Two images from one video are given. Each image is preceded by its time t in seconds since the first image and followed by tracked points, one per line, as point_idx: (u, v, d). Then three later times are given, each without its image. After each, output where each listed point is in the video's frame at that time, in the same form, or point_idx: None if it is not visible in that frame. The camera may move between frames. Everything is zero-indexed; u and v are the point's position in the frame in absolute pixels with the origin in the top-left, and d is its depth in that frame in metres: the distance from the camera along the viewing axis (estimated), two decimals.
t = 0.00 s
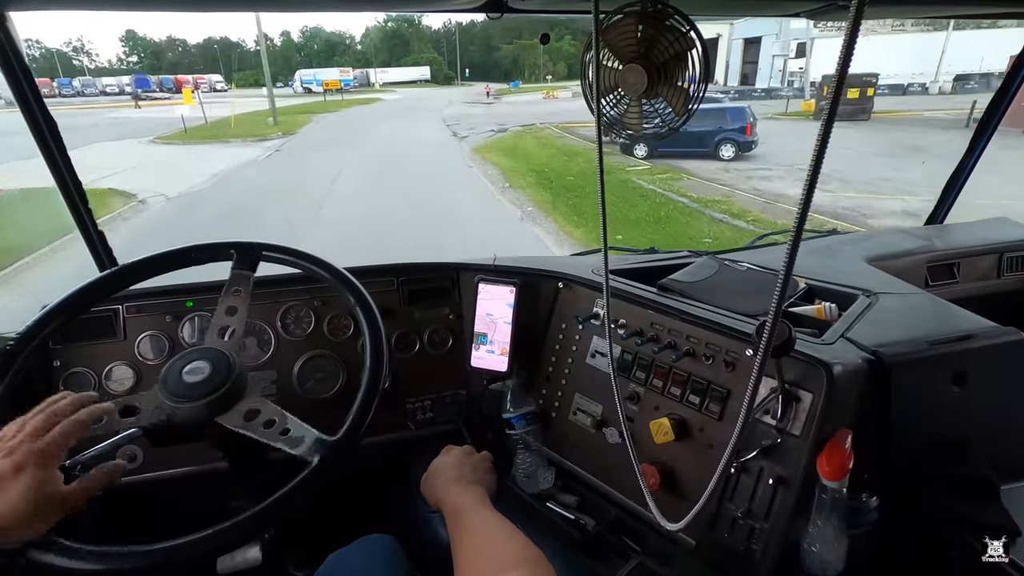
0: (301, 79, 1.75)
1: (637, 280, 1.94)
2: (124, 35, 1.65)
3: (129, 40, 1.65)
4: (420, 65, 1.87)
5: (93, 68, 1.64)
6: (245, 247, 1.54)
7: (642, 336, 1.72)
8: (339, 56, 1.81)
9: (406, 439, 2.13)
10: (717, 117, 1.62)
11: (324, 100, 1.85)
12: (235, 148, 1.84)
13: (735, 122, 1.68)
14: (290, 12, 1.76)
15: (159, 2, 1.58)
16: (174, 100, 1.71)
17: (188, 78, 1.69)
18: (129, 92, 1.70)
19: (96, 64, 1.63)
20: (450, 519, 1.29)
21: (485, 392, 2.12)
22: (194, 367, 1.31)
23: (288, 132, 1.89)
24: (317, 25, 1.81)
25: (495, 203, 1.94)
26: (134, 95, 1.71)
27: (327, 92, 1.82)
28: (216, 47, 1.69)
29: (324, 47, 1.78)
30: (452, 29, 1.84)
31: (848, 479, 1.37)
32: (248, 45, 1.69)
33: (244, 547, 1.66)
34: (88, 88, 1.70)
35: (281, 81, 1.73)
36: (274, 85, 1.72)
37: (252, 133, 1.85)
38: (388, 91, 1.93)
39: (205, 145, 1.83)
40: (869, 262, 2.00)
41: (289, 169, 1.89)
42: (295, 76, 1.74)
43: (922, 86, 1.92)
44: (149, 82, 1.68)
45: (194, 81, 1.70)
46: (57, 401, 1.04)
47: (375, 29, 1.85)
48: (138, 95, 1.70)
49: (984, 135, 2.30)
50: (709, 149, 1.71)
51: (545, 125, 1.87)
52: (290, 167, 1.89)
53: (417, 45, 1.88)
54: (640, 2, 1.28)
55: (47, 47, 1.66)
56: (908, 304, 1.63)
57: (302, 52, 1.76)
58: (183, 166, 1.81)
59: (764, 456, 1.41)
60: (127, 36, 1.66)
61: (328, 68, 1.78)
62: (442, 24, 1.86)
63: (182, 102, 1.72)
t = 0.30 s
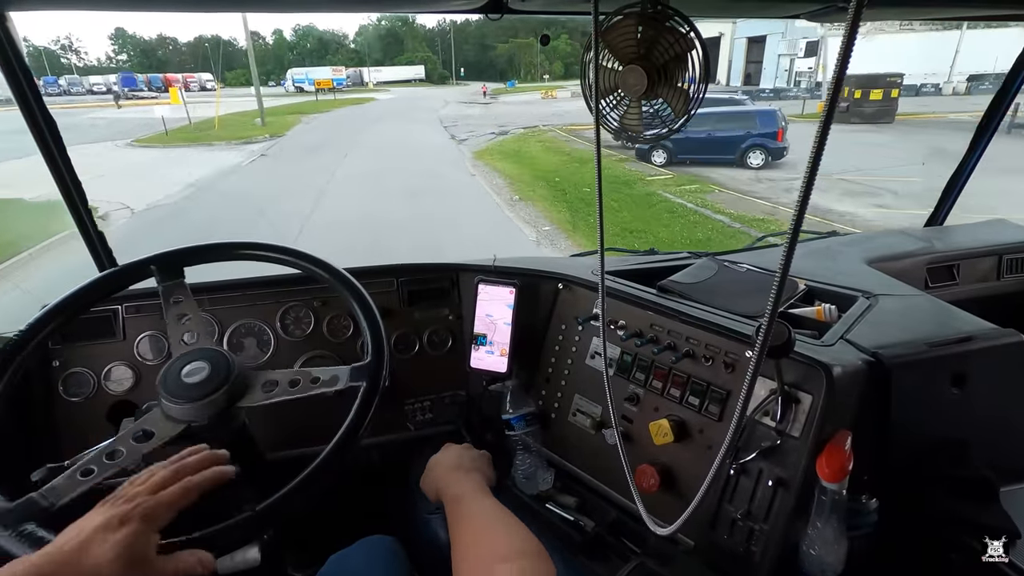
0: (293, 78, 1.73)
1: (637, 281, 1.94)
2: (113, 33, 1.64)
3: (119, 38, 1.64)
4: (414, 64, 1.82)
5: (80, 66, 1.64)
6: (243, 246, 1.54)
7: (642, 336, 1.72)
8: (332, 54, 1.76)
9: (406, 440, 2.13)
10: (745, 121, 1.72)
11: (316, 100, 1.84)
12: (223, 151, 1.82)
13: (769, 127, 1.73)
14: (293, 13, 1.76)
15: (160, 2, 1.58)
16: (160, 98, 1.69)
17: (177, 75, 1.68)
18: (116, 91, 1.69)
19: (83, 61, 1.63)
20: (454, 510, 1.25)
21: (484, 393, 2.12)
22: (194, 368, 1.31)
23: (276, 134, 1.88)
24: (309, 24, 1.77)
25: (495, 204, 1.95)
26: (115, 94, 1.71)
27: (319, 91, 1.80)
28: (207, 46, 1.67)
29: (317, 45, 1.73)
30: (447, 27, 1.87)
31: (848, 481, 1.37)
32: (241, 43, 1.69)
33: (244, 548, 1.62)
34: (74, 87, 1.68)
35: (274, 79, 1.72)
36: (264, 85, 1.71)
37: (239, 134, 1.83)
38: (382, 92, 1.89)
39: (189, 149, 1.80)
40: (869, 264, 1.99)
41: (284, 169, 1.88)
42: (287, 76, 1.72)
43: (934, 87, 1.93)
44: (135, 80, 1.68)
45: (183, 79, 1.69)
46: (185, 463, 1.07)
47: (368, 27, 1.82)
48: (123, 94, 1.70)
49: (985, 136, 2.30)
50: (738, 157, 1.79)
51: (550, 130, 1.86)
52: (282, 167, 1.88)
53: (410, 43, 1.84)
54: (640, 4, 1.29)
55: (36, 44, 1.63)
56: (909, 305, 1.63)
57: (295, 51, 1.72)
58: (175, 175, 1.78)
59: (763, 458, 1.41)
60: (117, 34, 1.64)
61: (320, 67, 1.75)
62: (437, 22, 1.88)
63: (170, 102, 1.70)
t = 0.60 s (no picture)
0: (287, 76, 1.70)
1: (637, 280, 1.94)
2: (106, 31, 1.64)
3: (112, 36, 1.64)
4: (411, 63, 1.77)
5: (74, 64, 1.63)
6: (243, 245, 1.54)
7: (642, 335, 1.72)
8: (329, 52, 1.72)
9: (406, 439, 2.14)
10: (779, 127, 1.65)
11: (311, 100, 1.77)
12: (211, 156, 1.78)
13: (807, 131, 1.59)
14: (293, 12, 1.76)
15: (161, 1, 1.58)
16: (150, 97, 1.67)
17: (170, 74, 1.67)
18: (105, 91, 1.66)
19: (77, 60, 1.63)
20: (466, 498, 1.24)
21: (485, 392, 2.12)
22: (194, 367, 1.31)
23: (267, 135, 1.82)
24: (304, 23, 1.74)
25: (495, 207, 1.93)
26: (99, 94, 1.67)
27: (314, 91, 1.75)
28: (203, 44, 1.70)
29: (312, 44, 1.72)
30: (444, 26, 1.84)
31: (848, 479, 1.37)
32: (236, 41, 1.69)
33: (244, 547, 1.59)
34: (63, 86, 1.68)
35: (270, 78, 1.69)
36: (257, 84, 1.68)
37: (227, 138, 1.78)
38: (378, 91, 1.81)
39: (173, 154, 1.74)
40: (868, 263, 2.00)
41: (278, 172, 1.85)
42: (282, 74, 1.69)
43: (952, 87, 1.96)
44: (125, 79, 1.65)
45: (176, 78, 1.68)
46: (297, 488, 1.09)
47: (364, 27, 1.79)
48: (112, 94, 1.66)
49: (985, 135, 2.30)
50: (776, 166, 1.70)
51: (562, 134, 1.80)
52: (276, 169, 1.84)
53: (408, 42, 1.81)
54: (640, 2, 1.28)
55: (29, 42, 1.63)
56: (909, 304, 1.63)
57: (291, 50, 1.70)
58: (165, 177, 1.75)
59: (763, 456, 1.41)
60: (110, 32, 1.64)
61: (316, 66, 1.71)
62: (433, 20, 1.86)
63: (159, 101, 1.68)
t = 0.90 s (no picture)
0: (285, 75, 1.69)
1: (636, 281, 1.94)
2: (102, 29, 1.62)
3: (108, 34, 1.62)
4: (409, 62, 1.80)
5: (70, 64, 1.60)
6: (241, 245, 1.53)
7: (641, 336, 1.72)
8: (326, 51, 1.71)
9: (406, 439, 2.13)
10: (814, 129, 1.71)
11: (307, 100, 1.76)
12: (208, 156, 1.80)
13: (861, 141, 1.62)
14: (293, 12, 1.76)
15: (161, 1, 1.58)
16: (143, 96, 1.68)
17: (165, 74, 1.66)
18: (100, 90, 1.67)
19: (73, 59, 1.60)
20: (456, 490, 1.23)
21: (484, 393, 2.12)
22: (194, 367, 1.31)
23: (259, 138, 1.84)
24: (302, 21, 1.71)
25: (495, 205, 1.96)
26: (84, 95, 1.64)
27: (311, 90, 1.74)
28: (198, 42, 1.65)
29: (311, 42, 1.69)
30: (443, 25, 1.84)
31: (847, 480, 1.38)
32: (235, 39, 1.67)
33: (243, 547, 1.62)
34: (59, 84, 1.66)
35: (267, 78, 1.67)
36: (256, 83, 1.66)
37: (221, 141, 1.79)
38: (377, 90, 1.82)
39: (157, 156, 1.78)
40: (868, 264, 2.00)
41: (279, 170, 1.88)
42: (279, 74, 1.68)
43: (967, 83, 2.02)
44: (118, 78, 1.65)
45: (172, 77, 1.67)
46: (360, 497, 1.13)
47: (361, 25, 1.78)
48: (104, 96, 1.67)
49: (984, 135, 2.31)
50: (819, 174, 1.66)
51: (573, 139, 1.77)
52: (278, 168, 1.88)
53: (407, 41, 1.84)
54: (639, 3, 1.28)
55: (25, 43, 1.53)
56: (908, 305, 1.63)
57: (288, 49, 1.69)
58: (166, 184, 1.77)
59: (763, 457, 1.41)
60: (105, 30, 1.62)
61: (314, 64, 1.70)
62: (432, 20, 1.85)
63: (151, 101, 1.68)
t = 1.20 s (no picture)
0: (284, 74, 1.66)
1: (636, 280, 1.94)
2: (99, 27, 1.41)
3: (106, 31, 1.43)
4: (410, 61, 1.80)
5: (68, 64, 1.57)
6: (238, 245, 1.53)
7: (641, 336, 1.71)
8: (326, 50, 1.67)
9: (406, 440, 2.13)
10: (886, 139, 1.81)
11: (307, 99, 1.74)
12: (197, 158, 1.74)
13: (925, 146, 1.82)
14: (292, 12, 1.75)
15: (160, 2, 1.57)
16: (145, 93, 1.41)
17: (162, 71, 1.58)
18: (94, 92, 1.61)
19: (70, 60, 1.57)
20: (456, 497, 1.20)
21: (484, 393, 2.12)
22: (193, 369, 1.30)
23: (253, 139, 1.83)
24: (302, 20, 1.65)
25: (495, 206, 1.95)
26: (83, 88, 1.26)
27: (310, 89, 1.71)
28: (198, 41, 1.59)
29: (310, 41, 1.65)
30: (445, 23, 1.78)
31: (848, 479, 1.38)
32: (234, 38, 1.61)
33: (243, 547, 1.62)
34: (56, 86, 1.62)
35: (266, 75, 1.63)
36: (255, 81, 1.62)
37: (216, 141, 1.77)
38: (378, 89, 1.80)
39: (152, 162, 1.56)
40: (868, 263, 2.00)
41: (278, 170, 1.88)
42: (278, 72, 1.64)
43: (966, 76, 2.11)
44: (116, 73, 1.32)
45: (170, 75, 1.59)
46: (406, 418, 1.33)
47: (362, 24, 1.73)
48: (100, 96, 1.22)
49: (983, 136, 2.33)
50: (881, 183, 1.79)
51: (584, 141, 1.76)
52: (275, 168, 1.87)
53: (407, 40, 1.80)
54: (639, 3, 1.28)
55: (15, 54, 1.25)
56: (909, 304, 1.63)
57: (285, 46, 1.64)
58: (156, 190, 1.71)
59: (763, 457, 1.41)
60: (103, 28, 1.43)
61: (314, 63, 1.65)
62: (433, 18, 1.80)
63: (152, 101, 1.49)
